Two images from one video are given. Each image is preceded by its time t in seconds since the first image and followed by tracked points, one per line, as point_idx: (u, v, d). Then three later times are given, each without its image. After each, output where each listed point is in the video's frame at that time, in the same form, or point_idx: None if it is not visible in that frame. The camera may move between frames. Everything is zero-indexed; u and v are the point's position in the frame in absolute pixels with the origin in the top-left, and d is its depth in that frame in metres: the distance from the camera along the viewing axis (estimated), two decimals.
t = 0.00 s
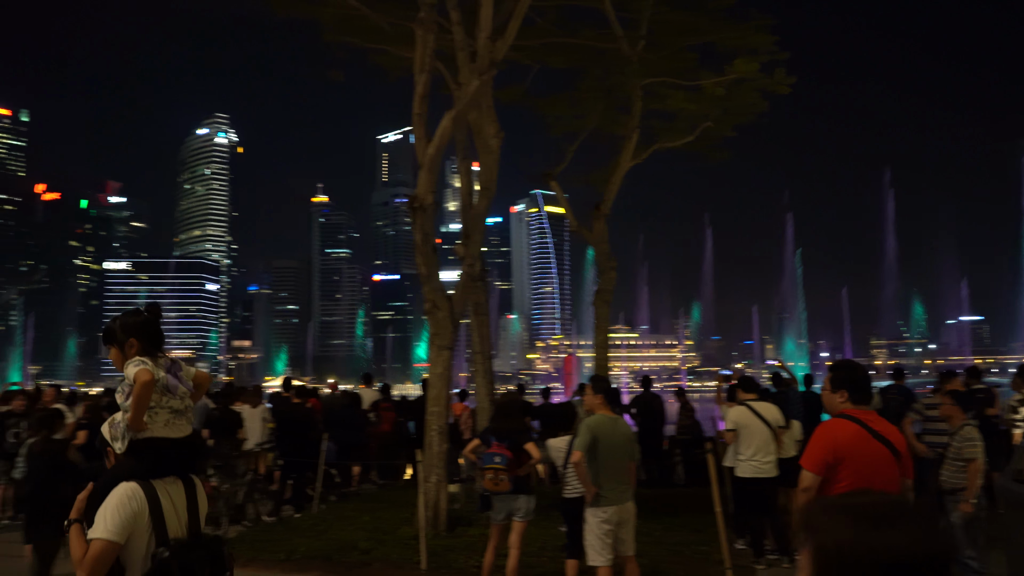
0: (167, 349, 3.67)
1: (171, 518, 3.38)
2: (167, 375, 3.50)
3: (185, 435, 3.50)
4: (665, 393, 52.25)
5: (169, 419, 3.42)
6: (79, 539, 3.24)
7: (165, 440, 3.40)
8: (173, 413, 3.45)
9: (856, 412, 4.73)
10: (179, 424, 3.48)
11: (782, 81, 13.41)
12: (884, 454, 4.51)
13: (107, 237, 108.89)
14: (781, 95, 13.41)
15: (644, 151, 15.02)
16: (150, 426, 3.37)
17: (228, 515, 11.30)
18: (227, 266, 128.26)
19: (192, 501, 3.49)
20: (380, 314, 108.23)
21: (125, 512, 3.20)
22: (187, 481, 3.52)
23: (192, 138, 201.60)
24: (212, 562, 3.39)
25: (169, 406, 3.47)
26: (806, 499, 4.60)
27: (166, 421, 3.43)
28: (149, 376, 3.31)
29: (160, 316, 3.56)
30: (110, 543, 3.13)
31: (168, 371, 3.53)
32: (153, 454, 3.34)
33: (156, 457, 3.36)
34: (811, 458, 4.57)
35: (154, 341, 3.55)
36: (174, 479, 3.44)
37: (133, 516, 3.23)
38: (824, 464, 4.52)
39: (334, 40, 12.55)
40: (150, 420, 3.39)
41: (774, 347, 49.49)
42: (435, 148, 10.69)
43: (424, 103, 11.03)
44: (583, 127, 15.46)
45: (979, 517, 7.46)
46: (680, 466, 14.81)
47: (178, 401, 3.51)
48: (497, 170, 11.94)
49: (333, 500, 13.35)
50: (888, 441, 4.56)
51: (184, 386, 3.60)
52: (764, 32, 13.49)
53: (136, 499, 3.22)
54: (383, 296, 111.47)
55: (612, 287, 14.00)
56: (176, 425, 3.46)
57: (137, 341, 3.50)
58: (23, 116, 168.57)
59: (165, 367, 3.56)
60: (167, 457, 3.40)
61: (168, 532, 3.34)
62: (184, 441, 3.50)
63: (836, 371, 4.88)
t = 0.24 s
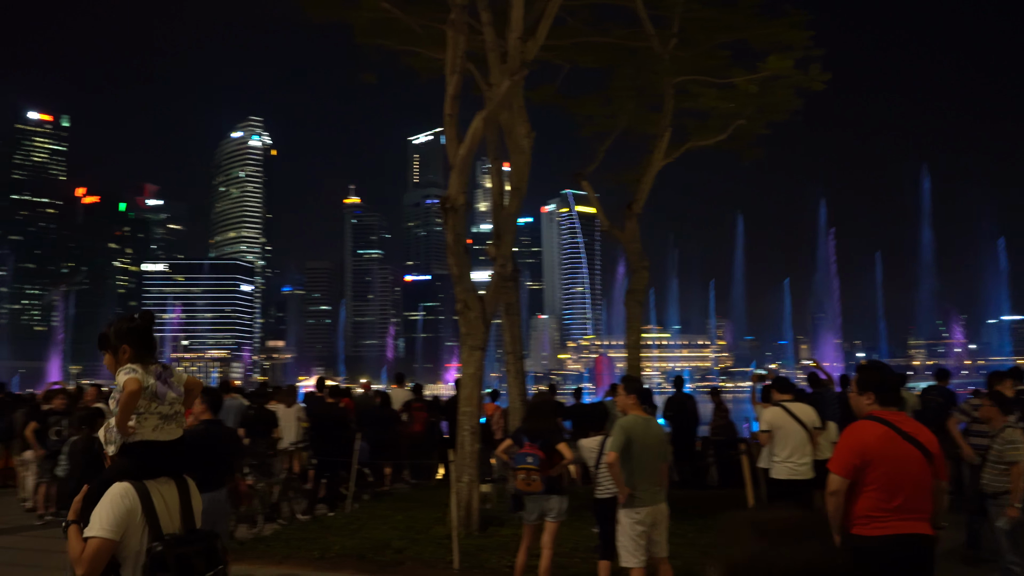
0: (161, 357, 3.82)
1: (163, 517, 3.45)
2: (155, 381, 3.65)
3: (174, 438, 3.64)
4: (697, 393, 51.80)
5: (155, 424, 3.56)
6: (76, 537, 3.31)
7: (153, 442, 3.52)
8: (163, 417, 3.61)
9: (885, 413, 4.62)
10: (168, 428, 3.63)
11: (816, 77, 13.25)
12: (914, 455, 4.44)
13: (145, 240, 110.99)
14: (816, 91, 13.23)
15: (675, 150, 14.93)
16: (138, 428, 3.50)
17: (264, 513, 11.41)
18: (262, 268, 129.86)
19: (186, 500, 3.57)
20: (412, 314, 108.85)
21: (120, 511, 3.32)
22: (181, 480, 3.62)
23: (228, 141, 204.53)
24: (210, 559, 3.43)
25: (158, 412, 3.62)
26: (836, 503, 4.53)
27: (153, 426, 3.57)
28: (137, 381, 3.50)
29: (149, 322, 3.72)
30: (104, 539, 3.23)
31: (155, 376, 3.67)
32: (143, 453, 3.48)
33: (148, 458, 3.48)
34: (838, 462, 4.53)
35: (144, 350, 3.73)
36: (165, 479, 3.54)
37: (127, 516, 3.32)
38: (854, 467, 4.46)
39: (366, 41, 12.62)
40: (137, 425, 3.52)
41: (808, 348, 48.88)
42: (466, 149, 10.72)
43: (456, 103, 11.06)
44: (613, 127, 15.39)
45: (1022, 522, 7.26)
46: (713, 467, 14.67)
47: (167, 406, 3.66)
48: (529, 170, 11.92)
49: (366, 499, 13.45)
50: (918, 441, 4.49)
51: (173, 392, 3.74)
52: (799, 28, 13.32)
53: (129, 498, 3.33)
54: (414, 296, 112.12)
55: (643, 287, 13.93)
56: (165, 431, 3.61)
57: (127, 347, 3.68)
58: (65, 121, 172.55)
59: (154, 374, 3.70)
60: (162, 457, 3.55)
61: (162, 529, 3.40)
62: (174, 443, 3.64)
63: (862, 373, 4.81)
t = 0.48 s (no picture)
0: (151, 362, 4.35)
1: (145, 512, 4.04)
2: (146, 384, 4.17)
3: (161, 437, 4.20)
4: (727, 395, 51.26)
5: (144, 425, 4.11)
6: (64, 530, 3.84)
7: (141, 441, 4.07)
8: (150, 419, 4.15)
9: (919, 417, 4.53)
10: (158, 427, 4.20)
11: (849, 75, 13.05)
12: (950, 461, 4.32)
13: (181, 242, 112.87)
14: (849, 89, 13.04)
15: (706, 150, 14.81)
16: (126, 428, 4.06)
17: (297, 514, 11.50)
18: (293, 271, 131.19)
19: (168, 497, 4.19)
20: (443, 316, 109.30)
21: (105, 505, 3.85)
22: (165, 477, 4.22)
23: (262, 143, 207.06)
24: (179, 552, 4.11)
25: (147, 412, 4.17)
26: (870, 509, 4.46)
27: (142, 426, 4.11)
28: (126, 384, 4.06)
29: (145, 332, 4.27)
30: (89, 535, 3.77)
31: (146, 381, 4.18)
32: (131, 452, 4.05)
33: (133, 458, 4.04)
34: (871, 467, 4.46)
35: (139, 354, 4.30)
36: (152, 477, 4.14)
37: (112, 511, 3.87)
38: (885, 471, 4.39)
39: (396, 45, 12.70)
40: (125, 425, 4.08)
41: (842, 349, 48.23)
42: (494, 151, 10.74)
43: (484, 106, 11.09)
44: (643, 127, 15.33)
45: None
46: (745, 469, 14.49)
47: (156, 408, 4.22)
48: (556, 172, 11.93)
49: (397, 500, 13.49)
50: (953, 445, 4.36)
51: (162, 395, 4.30)
52: (830, 25, 13.13)
53: (111, 496, 3.86)
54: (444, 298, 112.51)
55: (673, 287, 13.84)
56: (155, 430, 4.17)
57: (124, 351, 4.24)
58: (104, 126, 176.11)
59: (146, 376, 4.22)
60: (144, 454, 4.09)
61: (141, 525, 3.98)
62: (161, 442, 4.22)
63: (894, 378, 4.72)
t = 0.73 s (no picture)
0: (142, 363, 4.42)
1: (141, 507, 4.06)
2: (131, 384, 4.24)
3: (149, 434, 4.23)
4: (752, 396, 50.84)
5: (132, 422, 4.15)
6: (61, 524, 3.89)
7: (128, 439, 4.10)
8: (138, 416, 4.19)
9: (946, 418, 4.47)
10: (146, 426, 4.23)
11: (876, 73, 12.90)
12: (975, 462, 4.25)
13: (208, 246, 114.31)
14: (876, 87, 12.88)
15: (730, 150, 14.71)
16: (112, 428, 4.08)
17: (322, 515, 11.61)
18: (317, 273, 132.17)
19: (161, 491, 4.20)
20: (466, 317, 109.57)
21: (100, 498, 3.91)
22: (159, 473, 4.25)
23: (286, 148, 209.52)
24: (176, 546, 4.09)
25: (134, 412, 4.20)
26: (897, 509, 4.44)
27: (130, 424, 4.15)
28: (111, 384, 4.14)
29: (129, 330, 4.29)
30: (83, 526, 3.83)
31: (130, 381, 4.23)
32: (118, 452, 4.10)
33: (125, 454, 4.09)
34: (897, 468, 4.43)
35: (128, 355, 4.36)
36: (144, 471, 4.14)
37: (104, 504, 3.93)
38: (910, 473, 4.36)
39: (419, 48, 12.78)
40: (115, 422, 4.12)
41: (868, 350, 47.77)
42: (518, 152, 10.76)
43: (507, 108, 11.11)
44: (666, 128, 15.26)
45: None
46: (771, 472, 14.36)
47: (142, 406, 4.24)
48: (580, 172, 11.91)
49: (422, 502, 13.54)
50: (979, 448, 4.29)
51: (149, 394, 4.32)
52: (857, 23, 12.97)
53: (105, 490, 3.92)
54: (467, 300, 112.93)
55: (698, 288, 13.76)
56: (147, 424, 4.23)
57: (108, 352, 4.26)
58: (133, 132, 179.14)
59: (132, 376, 4.29)
60: (134, 452, 4.13)
61: (137, 516, 3.99)
62: (149, 439, 4.24)
63: (922, 380, 4.68)
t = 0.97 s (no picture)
0: (139, 370, 4.60)
1: (140, 508, 4.22)
2: (128, 391, 4.41)
3: (147, 439, 4.40)
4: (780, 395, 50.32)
5: (129, 427, 4.32)
6: (67, 524, 4.08)
7: (126, 444, 4.29)
8: (134, 422, 4.36)
9: (980, 416, 4.40)
10: (143, 431, 4.39)
11: (904, 67, 12.74)
12: (1010, 461, 4.16)
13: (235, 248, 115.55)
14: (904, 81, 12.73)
15: (755, 147, 14.61)
16: (109, 433, 4.26)
17: (350, 513, 11.69)
18: (343, 274, 133.04)
19: (159, 492, 4.35)
20: (490, 316, 109.68)
21: (100, 502, 4.09)
22: (158, 475, 4.41)
23: (311, 150, 211.23)
24: (174, 544, 4.23)
25: (130, 417, 4.38)
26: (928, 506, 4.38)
27: (126, 428, 4.33)
28: (108, 393, 4.32)
29: (125, 339, 4.45)
30: (88, 527, 4.02)
31: (127, 388, 4.41)
32: (117, 458, 4.27)
33: (122, 459, 4.26)
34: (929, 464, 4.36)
35: (126, 362, 4.52)
36: (143, 474, 4.32)
37: (106, 506, 4.10)
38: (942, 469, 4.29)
39: (442, 49, 12.82)
40: (112, 427, 4.29)
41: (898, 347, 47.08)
42: (542, 152, 10.77)
43: (530, 108, 11.12)
44: (690, 125, 15.19)
45: None
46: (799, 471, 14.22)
47: (139, 412, 4.41)
48: (603, 171, 11.90)
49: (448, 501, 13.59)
50: (1014, 446, 4.21)
51: (145, 401, 4.49)
52: (884, 17, 12.82)
53: (106, 493, 4.10)
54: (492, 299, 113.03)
55: (723, 286, 13.69)
56: (144, 428, 4.42)
57: (107, 359, 4.42)
58: (161, 136, 181.51)
59: (129, 385, 4.47)
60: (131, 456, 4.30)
61: (136, 515, 4.16)
62: (145, 444, 4.40)
63: (956, 378, 4.62)
